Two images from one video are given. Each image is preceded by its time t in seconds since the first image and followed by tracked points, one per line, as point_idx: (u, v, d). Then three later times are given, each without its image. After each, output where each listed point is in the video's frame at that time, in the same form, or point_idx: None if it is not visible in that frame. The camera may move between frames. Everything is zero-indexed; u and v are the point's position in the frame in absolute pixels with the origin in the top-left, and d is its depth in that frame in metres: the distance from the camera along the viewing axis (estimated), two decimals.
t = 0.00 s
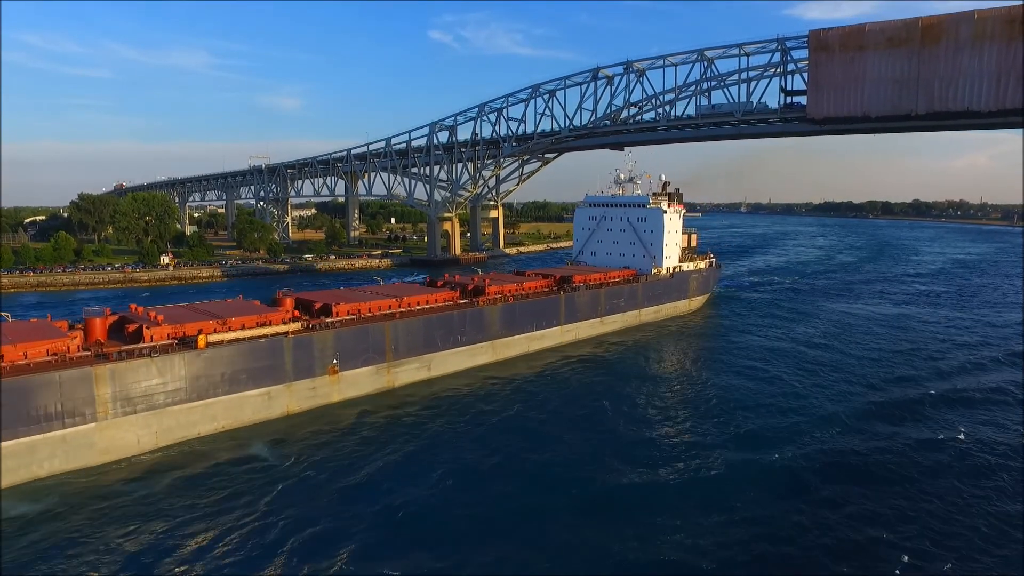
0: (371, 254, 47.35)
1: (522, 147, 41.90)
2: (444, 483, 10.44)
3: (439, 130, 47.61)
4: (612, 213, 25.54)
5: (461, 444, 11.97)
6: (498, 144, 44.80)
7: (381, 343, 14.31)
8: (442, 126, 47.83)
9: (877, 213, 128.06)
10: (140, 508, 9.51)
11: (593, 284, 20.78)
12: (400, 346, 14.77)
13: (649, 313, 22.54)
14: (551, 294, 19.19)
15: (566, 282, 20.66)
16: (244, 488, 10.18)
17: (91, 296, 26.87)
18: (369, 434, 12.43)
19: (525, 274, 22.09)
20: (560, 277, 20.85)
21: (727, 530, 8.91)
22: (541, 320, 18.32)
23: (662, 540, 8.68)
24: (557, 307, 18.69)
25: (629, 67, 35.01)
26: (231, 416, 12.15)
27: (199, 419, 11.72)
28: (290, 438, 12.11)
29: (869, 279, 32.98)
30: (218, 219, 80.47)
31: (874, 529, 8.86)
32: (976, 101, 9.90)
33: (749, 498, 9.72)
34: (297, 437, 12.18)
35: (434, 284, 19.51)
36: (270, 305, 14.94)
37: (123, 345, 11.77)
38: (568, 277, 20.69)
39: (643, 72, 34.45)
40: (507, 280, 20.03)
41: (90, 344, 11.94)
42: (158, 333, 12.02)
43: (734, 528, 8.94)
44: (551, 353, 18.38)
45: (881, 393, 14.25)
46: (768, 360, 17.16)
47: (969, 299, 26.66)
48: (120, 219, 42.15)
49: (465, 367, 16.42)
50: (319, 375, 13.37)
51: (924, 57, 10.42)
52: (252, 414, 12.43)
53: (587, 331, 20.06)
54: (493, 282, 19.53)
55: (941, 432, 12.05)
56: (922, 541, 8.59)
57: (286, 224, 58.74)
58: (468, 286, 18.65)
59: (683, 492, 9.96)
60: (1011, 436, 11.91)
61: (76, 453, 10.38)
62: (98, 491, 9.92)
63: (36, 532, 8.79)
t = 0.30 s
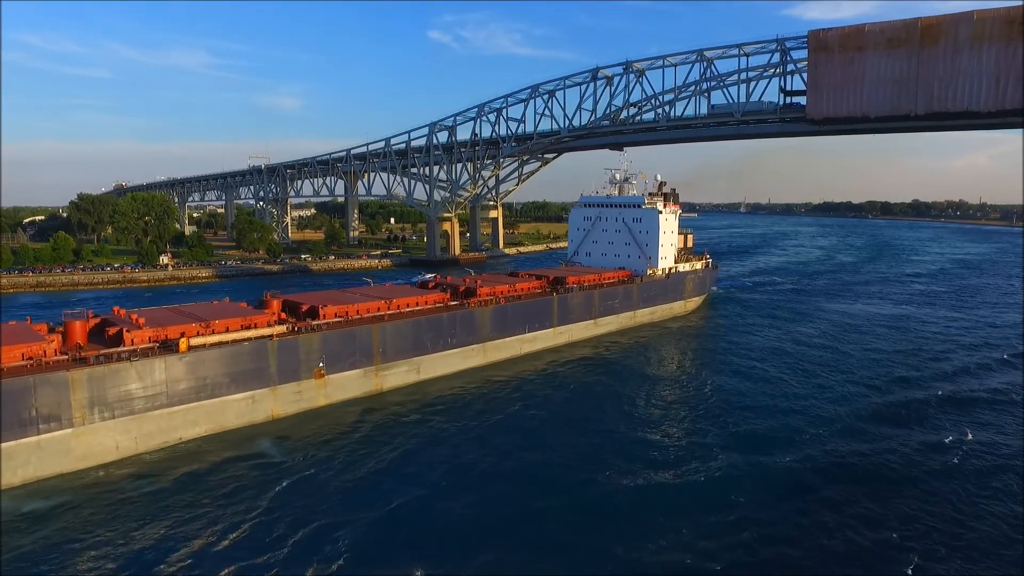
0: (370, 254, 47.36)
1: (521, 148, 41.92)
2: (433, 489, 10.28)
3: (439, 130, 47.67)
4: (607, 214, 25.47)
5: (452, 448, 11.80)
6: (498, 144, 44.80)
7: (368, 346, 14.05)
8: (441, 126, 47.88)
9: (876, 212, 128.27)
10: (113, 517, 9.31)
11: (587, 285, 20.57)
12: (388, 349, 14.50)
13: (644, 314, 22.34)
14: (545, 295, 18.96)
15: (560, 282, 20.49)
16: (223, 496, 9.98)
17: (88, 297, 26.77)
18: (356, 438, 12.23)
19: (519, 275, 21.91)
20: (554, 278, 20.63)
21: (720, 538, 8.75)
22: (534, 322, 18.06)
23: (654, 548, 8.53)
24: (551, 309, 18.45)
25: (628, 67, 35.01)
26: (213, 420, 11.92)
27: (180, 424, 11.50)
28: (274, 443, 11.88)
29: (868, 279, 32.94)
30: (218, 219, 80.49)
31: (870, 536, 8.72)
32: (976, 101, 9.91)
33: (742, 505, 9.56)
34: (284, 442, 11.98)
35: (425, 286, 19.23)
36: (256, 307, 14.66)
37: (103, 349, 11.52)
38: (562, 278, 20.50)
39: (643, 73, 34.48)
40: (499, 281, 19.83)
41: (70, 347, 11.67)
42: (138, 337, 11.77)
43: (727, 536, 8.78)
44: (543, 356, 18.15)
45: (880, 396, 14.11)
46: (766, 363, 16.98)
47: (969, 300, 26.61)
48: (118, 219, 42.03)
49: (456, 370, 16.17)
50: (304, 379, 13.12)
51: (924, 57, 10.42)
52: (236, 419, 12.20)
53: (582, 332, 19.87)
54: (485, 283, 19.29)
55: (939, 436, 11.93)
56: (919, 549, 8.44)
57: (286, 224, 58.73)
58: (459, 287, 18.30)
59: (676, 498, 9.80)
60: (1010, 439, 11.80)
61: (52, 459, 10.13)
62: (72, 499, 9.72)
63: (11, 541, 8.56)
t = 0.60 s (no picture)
0: (370, 254, 47.40)
1: (521, 147, 41.95)
2: (422, 492, 10.18)
3: (439, 130, 47.71)
4: (601, 214, 25.43)
5: (443, 451, 11.73)
6: (497, 144, 44.81)
7: (354, 349, 13.88)
8: (440, 126, 47.91)
9: (876, 212, 128.46)
10: (86, 526, 9.13)
11: (579, 287, 20.43)
12: (375, 352, 14.32)
13: (638, 316, 22.20)
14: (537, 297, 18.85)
15: (552, 283, 20.35)
16: (201, 502, 9.82)
17: (86, 297, 26.77)
18: (342, 442, 12.06)
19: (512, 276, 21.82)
20: (546, 279, 20.52)
21: (711, 542, 8.69)
22: (524, 324, 17.91)
23: (644, 552, 8.47)
24: (542, 310, 18.32)
25: (628, 67, 35.00)
26: (192, 426, 11.73)
27: (158, 430, 11.31)
28: (256, 448, 11.69)
29: (867, 279, 32.97)
30: (218, 220, 80.56)
31: (865, 541, 8.63)
32: (973, 103, 9.89)
33: (734, 509, 9.48)
34: (266, 447, 11.81)
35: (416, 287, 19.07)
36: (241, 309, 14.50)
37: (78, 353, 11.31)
38: (555, 279, 20.36)
39: (642, 73, 34.52)
40: (491, 283, 19.73)
41: (46, 351, 11.44)
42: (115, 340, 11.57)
43: (719, 541, 8.70)
44: (534, 358, 18.00)
45: (875, 398, 14.03)
46: (762, 365, 16.88)
47: (969, 300, 26.57)
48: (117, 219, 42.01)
49: (445, 373, 16.02)
50: (288, 383, 12.94)
51: (922, 58, 10.46)
52: (216, 424, 12.00)
53: (574, 334, 19.73)
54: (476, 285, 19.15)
55: (935, 439, 11.85)
56: (914, 555, 8.36)
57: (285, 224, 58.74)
58: (449, 288, 18.15)
59: (666, 502, 9.72)
60: (1006, 442, 11.73)
61: (25, 466, 9.92)
62: (45, 509, 9.52)
63: None
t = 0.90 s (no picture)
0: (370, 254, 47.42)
1: (520, 147, 41.97)
2: (416, 496, 10.10)
3: (438, 130, 47.75)
4: (596, 215, 25.37)
5: (437, 454, 11.62)
6: (497, 144, 44.91)
7: (340, 352, 13.64)
8: (440, 126, 47.96)
9: (875, 213, 128.58)
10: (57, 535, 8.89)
11: (572, 288, 20.25)
12: (361, 355, 14.09)
13: (632, 317, 22.04)
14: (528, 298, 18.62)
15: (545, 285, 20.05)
16: (179, 509, 9.59)
17: (83, 297, 26.69)
18: (326, 446, 11.83)
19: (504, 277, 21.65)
20: (539, 280, 20.33)
21: (709, 546, 8.62)
22: (515, 326, 17.68)
23: (640, 558, 8.37)
24: (534, 312, 18.10)
25: (627, 67, 35.06)
26: (171, 431, 11.48)
27: (135, 435, 11.06)
28: (237, 453, 11.44)
29: (866, 279, 33.00)
30: (218, 220, 80.57)
31: (863, 548, 8.51)
32: (973, 106, 9.90)
33: (729, 515, 9.36)
34: (249, 452, 11.59)
35: (405, 289, 18.84)
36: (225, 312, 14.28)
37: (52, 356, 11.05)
38: (547, 280, 20.17)
39: (641, 73, 34.61)
40: (482, 284, 19.55)
41: (19, 355, 11.07)
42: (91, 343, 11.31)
43: (714, 549, 8.56)
44: (525, 361, 17.77)
45: (873, 401, 13.97)
46: (758, 367, 16.75)
47: (969, 300, 26.58)
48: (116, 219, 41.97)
49: (434, 376, 15.79)
50: (271, 387, 12.70)
51: (921, 59, 10.52)
52: (196, 429, 11.77)
53: (567, 336, 19.52)
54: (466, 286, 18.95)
55: (933, 443, 11.75)
56: (914, 562, 8.23)
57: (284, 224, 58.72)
58: (439, 289, 17.95)
59: (662, 506, 9.62)
60: (1005, 446, 11.64)
61: None
62: (17, 518, 9.25)
63: None
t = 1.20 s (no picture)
0: (369, 254, 47.36)
1: (519, 147, 41.96)
2: (412, 499, 10.03)
3: (438, 130, 47.72)
4: (590, 215, 25.32)
5: (432, 457, 11.54)
6: (497, 145, 44.96)
7: (324, 355, 13.36)
8: (439, 126, 47.97)
9: (874, 213, 128.55)
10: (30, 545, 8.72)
11: (566, 289, 20.03)
12: (347, 358, 13.82)
13: (627, 318, 21.89)
14: (519, 300, 18.35)
15: (537, 286, 20.02)
16: (152, 518, 9.45)
17: (80, 298, 26.61)
18: (309, 454, 11.64)
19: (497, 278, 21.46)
20: (531, 281, 20.09)
21: (705, 550, 8.54)
22: (506, 328, 17.40)
23: (636, 562, 8.30)
24: (526, 314, 17.87)
25: (627, 67, 35.06)
26: (149, 436, 11.29)
27: (112, 440, 10.87)
28: (217, 459, 11.28)
29: (866, 279, 32.99)
30: (217, 220, 80.48)
31: (858, 555, 8.39)
32: (973, 106, 9.89)
33: (725, 518, 9.28)
34: (229, 458, 11.41)
35: (394, 291, 18.57)
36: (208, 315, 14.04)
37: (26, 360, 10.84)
38: (540, 281, 19.98)
39: (641, 73, 34.62)
40: (473, 285, 19.35)
41: None
42: (67, 347, 11.10)
43: (705, 556, 8.43)
44: (517, 364, 17.53)
45: (871, 402, 13.90)
46: (754, 369, 16.59)
47: (969, 300, 26.58)
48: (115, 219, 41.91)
49: (424, 379, 15.57)
50: (253, 391, 12.48)
51: (921, 60, 10.52)
52: (175, 434, 11.58)
53: (560, 338, 19.30)
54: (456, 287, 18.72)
55: (930, 447, 11.62)
56: (910, 570, 8.10)
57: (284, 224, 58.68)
58: (429, 292, 17.71)
59: (658, 510, 9.55)
60: (1004, 449, 11.52)
61: None
62: None
63: None
